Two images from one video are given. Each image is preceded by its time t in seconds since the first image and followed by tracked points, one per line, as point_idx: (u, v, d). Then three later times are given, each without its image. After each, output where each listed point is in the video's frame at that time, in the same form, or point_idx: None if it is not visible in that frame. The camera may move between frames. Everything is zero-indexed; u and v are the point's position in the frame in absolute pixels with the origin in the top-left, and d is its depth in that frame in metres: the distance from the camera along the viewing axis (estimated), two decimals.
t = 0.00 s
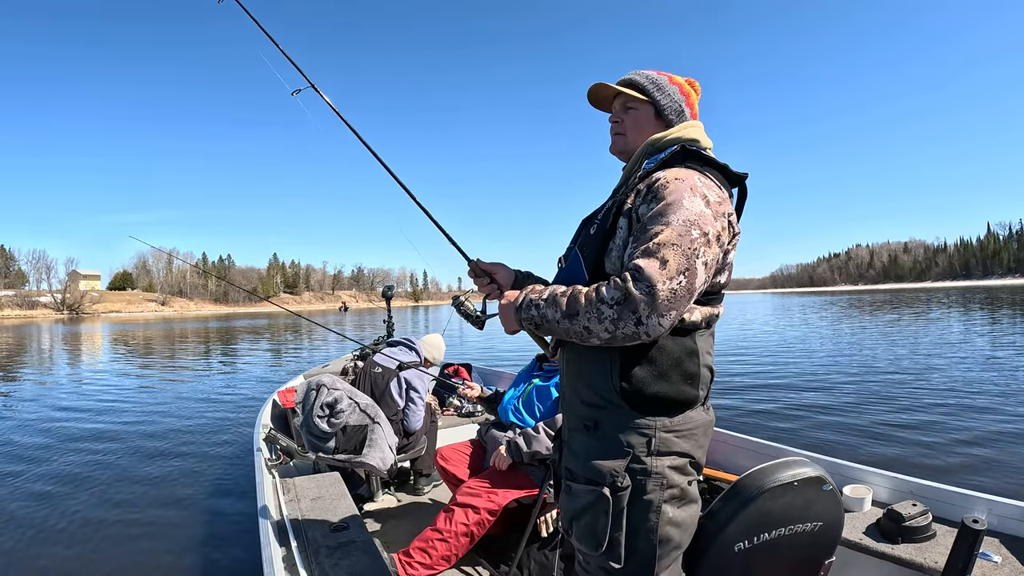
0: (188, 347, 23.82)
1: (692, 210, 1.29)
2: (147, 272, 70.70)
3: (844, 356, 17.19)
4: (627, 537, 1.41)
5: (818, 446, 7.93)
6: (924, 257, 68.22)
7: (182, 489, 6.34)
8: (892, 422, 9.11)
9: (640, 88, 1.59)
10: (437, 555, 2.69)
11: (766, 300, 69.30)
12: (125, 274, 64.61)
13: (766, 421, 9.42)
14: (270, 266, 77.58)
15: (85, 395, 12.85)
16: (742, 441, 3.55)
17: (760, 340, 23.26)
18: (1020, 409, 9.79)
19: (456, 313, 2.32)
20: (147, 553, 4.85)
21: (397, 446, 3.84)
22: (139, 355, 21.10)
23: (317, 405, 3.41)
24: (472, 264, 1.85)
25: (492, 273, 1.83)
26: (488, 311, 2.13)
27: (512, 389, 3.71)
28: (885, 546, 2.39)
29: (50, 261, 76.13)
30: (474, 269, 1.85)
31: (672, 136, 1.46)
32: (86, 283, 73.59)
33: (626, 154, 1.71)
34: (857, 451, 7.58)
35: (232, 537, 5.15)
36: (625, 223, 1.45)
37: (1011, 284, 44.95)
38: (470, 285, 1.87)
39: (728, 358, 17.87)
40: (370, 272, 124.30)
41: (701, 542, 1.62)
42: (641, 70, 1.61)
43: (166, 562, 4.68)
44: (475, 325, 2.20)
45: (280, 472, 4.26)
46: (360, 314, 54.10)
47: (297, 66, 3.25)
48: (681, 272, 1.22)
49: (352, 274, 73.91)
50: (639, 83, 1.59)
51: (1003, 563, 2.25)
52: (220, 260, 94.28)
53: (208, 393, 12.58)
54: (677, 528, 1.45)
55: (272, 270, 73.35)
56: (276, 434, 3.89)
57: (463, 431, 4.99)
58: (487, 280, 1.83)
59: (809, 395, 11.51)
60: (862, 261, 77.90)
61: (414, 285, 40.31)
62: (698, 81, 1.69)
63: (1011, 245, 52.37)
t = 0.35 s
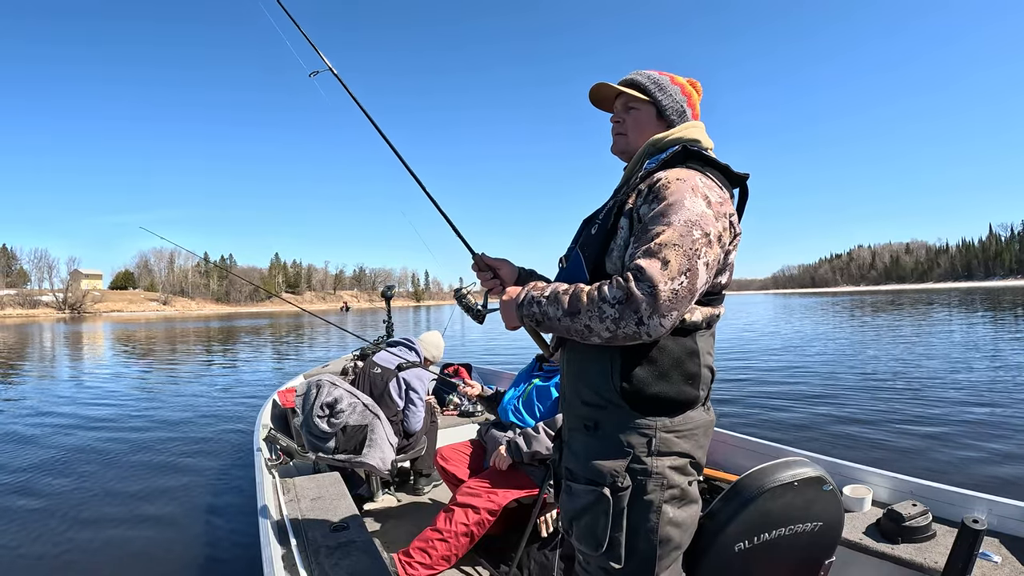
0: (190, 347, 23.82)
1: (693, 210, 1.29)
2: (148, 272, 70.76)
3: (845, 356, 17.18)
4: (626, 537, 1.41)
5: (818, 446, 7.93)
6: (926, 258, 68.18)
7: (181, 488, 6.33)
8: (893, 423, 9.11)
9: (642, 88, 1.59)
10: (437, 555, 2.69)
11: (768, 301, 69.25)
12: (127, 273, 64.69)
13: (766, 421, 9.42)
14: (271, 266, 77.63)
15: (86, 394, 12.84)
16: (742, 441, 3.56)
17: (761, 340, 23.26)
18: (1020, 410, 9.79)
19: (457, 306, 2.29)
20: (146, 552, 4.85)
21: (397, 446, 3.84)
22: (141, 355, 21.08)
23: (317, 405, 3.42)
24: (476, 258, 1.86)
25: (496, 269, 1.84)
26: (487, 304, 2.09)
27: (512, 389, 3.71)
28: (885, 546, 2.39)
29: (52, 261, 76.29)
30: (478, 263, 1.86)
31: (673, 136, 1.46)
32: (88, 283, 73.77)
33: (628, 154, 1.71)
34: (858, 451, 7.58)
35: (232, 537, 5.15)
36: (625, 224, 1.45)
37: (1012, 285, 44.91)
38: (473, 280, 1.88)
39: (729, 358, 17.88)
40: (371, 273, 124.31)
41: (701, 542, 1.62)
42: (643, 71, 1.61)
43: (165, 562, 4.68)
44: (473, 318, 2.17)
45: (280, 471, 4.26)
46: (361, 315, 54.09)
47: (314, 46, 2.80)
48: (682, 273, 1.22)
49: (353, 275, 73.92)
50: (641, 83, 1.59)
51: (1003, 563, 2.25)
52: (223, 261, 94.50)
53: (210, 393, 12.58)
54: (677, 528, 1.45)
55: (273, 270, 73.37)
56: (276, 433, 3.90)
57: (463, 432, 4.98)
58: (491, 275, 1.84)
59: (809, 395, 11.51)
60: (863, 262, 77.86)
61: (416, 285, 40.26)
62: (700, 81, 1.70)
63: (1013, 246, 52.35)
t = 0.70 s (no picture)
0: (191, 347, 23.79)
1: (693, 210, 1.29)
2: (149, 272, 70.67)
3: (846, 356, 17.17)
4: (626, 537, 1.41)
5: (819, 446, 7.93)
6: (927, 258, 68.10)
7: (181, 488, 6.33)
8: (894, 423, 9.10)
9: (643, 87, 1.59)
10: (437, 555, 2.69)
11: (769, 301, 69.15)
12: (128, 273, 64.65)
13: (767, 421, 9.42)
14: (273, 266, 77.60)
15: (86, 393, 12.84)
16: (742, 441, 3.56)
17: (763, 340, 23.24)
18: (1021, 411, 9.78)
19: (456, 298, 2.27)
20: (145, 551, 4.85)
21: (397, 447, 3.84)
22: (141, 354, 21.06)
23: (317, 405, 3.42)
24: (478, 253, 1.86)
25: (497, 265, 1.84)
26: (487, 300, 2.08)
27: (512, 389, 3.70)
28: (886, 546, 2.39)
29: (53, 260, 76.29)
30: (480, 258, 1.86)
31: (673, 136, 1.46)
32: (89, 282, 73.77)
33: (627, 153, 1.71)
34: (858, 451, 7.58)
35: (230, 537, 5.15)
36: (625, 223, 1.45)
37: (1014, 285, 44.84)
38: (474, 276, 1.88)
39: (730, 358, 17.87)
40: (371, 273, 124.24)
41: (701, 542, 1.62)
42: (645, 71, 1.61)
43: (164, 561, 4.68)
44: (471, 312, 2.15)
45: (280, 471, 4.26)
46: (362, 315, 54.02)
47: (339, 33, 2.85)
48: (682, 272, 1.22)
49: (354, 275, 73.87)
50: (643, 83, 1.59)
51: (1003, 563, 2.25)
52: (225, 260, 94.47)
53: (210, 393, 12.56)
54: (677, 529, 1.45)
55: (274, 270, 73.37)
56: (277, 434, 3.90)
57: (463, 432, 4.97)
58: (492, 270, 1.85)
59: (811, 395, 11.50)
60: (864, 262, 77.78)
61: (417, 284, 40.15)
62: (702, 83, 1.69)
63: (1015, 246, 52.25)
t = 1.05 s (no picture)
0: (192, 346, 23.85)
1: (688, 209, 1.29)
2: (151, 272, 70.79)
3: (848, 356, 17.14)
4: (624, 538, 1.41)
5: (819, 446, 7.93)
6: (929, 257, 68.01)
7: (181, 487, 6.35)
8: (894, 422, 9.10)
9: (658, 86, 1.59)
10: (437, 555, 2.69)
11: (770, 300, 69.09)
12: (130, 273, 64.80)
13: (767, 420, 9.42)
14: (274, 266, 77.73)
15: (88, 394, 12.87)
16: (742, 441, 3.55)
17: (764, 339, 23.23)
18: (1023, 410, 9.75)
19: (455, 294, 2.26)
20: (146, 551, 4.86)
21: (397, 447, 3.84)
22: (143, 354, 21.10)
23: (317, 405, 3.43)
24: (477, 249, 1.87)
25: (496, 262, 1.85)
26: (483, 295, 2.08)
27: (512, 389, 3.71)
28: (886, 546, 2.39)
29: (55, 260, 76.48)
30: (479, 255, 1.87)
31: (672, 136, 1.46)
32: (92, 282, 74.05)
33: (627, 147, 1.71)
34: (859, 451, 7.57)
35: (231, 536, 5.16)
36: (621, 222, 1.45)
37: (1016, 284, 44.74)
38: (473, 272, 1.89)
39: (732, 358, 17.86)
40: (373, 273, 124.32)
41: (701, 542, 1.62)
42: (665, 71, 1.61)
43: (165, 560, 4.69)
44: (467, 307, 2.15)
45: (280, 471, 4.27)
46: (363, 315, 54.05)
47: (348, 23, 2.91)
48: (677, 271, 1.22)
49: (356, 275, 73.96)
50: (660, 80, 1.59)
51: (1003, 563, 2.25)
52: (227, 261, 94.65)
53: (211, 392, 12.59)
54: (675, 529, 1.45)
55: (276, 270, 73.47)
56: (276, 434, 3.90)
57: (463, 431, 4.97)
58: (490, 267, 1.85)
59: (812, 395, 11.49)
60: (866, 261, 77.69)
61: (418, 284, 40.15)
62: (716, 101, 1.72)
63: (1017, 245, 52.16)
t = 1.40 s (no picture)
0: (195, 347, 23.96)
1: (687, 209, 1.29)
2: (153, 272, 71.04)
3: (849, 356, 17.13)
4: (623, 539, 1.41)
5: (820, 446, 7.93)
6: (930, 257, 67.95)
7: (182, 487, 6.37)
8: (895, 422, 9.09)
9: (656, 86, 1.60)
10: (437, 554, 2.69)
11: (771, 300, 69.11)
12: (133, 273, 65.04)
13: (768, 420, 9.43)
14: (276, 266, 77.93)
15: (91, 394, 12.92)
16: (742, 441, 3.55)
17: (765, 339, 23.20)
18: None
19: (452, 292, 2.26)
20: (146, 550, 4.88)
21: (397, 446, 3.84)
22: (146, 355, 21.19)
23: (317, 405, 3.43)
24: (477, 247, 1.87)
25: (495, 260, 1.85)
26: (482, 294, 2.08)
27: (513, 389, 3.71)
28: (886, 546, 2.39)
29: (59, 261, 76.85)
30: (478, 252, 1.88)
31: (671, 136, 1.47)
32: (95, 283, 74.37)
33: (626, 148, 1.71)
34: (859, 450, 7.57)
35: (232, 536, 5.18)
36: (620, 222, 1.45)
37: (1018, 284, 44.70)
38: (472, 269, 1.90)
39: (733, 358, 17.86)
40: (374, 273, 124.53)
41: (701, 543, 1.62)
42: (665, 72, 1.61)
43: (165, 560, 4.71)
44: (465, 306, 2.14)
45: (280, 471, 4.28)
46: (365, 315, 54.17)
47: (353, 16, 2.81)
48: (675, 271, 1.22)
49: (357, 276, 74.08)
50: (660, 81, 1.59)
51: (1003, 563, 2.25)
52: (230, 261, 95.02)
53: (214, 393, 12.62)
54: (675, 529, 1.45)
55: (278, 270, 73.70)
56: (277, 433, 3.91)
57: (462, 432, 4.98)
58: (489, 265, 1.85)
59: (813, 395, 11.48)
60: (867, 261, 77.68)
61: (419, 284, 40.18)
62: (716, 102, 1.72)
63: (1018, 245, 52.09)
